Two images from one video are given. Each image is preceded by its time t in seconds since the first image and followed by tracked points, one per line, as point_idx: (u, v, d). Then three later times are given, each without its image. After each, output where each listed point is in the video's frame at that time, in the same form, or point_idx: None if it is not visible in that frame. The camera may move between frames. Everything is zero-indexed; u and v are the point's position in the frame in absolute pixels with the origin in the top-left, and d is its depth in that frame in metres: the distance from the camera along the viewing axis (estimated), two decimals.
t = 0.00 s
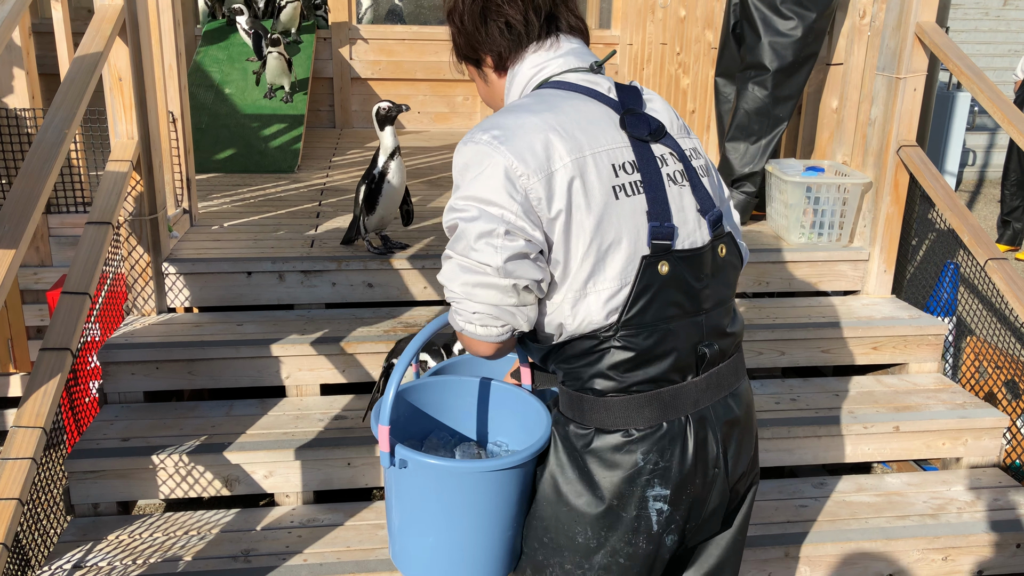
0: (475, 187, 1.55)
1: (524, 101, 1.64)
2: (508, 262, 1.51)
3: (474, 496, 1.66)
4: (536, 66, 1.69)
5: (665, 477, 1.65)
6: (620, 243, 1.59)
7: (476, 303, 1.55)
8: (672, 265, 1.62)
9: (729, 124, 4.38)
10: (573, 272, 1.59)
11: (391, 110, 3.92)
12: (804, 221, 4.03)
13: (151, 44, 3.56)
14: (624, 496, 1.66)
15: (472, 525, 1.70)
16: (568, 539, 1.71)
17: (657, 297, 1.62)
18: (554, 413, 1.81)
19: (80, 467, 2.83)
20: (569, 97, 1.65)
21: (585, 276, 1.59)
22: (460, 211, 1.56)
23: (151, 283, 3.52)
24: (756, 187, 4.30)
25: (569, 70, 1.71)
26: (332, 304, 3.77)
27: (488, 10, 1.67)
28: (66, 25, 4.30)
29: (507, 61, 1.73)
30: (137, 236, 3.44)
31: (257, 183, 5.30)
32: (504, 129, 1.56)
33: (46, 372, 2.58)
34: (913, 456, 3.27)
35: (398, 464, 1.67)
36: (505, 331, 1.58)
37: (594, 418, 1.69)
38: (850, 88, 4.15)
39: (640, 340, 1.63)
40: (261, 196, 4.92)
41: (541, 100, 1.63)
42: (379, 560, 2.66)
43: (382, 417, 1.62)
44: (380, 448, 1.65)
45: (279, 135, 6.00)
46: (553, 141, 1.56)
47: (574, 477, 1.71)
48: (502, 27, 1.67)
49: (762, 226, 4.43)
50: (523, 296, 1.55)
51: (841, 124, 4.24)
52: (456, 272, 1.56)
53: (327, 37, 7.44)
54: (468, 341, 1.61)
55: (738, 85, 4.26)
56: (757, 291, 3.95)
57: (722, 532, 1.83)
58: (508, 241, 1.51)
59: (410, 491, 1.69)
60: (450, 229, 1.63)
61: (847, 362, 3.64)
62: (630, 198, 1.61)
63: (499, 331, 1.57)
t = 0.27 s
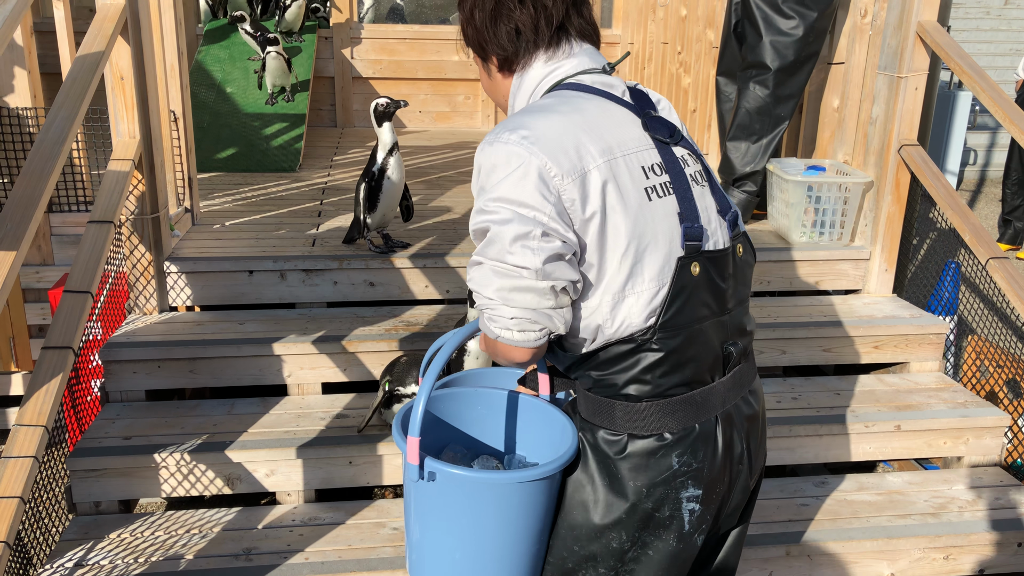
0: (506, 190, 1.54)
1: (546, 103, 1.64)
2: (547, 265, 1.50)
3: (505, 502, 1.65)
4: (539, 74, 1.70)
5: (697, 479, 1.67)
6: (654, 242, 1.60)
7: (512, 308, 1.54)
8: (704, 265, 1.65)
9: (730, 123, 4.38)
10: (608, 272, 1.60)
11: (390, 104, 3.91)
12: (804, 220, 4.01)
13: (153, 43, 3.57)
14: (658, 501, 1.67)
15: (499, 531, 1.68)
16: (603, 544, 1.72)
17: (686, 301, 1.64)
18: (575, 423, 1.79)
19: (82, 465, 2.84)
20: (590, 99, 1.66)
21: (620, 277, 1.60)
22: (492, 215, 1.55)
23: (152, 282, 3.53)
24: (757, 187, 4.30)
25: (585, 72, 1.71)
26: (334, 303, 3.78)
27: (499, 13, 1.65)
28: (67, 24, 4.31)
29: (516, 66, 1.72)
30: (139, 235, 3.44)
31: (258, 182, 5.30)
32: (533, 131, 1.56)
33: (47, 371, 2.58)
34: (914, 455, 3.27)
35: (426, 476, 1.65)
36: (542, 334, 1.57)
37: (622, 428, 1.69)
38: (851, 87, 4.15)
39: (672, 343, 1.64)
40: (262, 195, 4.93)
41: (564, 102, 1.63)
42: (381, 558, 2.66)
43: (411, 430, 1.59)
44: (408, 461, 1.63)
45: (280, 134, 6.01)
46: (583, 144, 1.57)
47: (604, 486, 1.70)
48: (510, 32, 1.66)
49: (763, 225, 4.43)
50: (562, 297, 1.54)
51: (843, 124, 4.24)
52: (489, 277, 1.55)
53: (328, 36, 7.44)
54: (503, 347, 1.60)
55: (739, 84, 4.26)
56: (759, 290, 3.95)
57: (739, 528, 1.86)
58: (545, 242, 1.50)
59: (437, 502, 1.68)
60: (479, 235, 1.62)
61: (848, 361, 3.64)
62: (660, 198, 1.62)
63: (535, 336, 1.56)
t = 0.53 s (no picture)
0: (560, 180, 1.53)
1: (592, 95, 1.63)
2: (604, 255, 1.49)
3: (534, 504, 1.62)
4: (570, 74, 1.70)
5: (727, 478, 1.73)
6: (702, 237, 1.62)
7: (565, 300, 1.53)
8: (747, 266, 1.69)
9: (732, 119, 4.39)
10: (659, 267, 1.62)
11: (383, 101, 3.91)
12: (806, 216, 4.01)
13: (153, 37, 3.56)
14: (692, 499, 1.72)
15: (525, 528, 1.66)
16: (635, 538, 1.77)
17: (726, 303, 1.67)
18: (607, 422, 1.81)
19: (82, 460, 2.84)
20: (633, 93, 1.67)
21: (670, 271, 1.61)
22: (544, 204, 1.53)
23: (153, 277, 3.53)
24: (758, 182, 4.29)
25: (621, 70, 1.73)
26: (335, 298, 3.78)
27: (532, 10, 1.64)
28: (68, 19, 4.30)
29: (547, 63, 1.72)
30: (139, 230, 3.44)
31: (259, 177, 5.30)
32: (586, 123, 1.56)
33: (48, 366, 2.58)
34: (915, 450, 3.27)
35: (460, 475, 1.62)
36: (591, 328, 1.55)
37: (656, 429, 1.71)
38: (853, 82, 4.14)
39: (715, 342, 1.67)
40: (263, 190, 4.92)
41: (611, 95, 1.64)
42: (382, 553, 2.66)
43: (450, 428, 1.53)
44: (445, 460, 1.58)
45: (281, 129, 6.00)
46: (633, 137, 1.58)
47: (641, 487, 1.72)
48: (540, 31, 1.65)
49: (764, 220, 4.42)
50: (614, 290, 1.54)
51: (844, 119, 4.23)
52: (540, 268, 1.53)
53: (329, 31, 7.43)
54: (550, 339, 1.58)
55: (740, 80, 4.27)
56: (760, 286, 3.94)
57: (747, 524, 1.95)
58: (602, 233, 1.50)
59: (469, 501, 1.65)
60: (526, 226, 1.59)
61: (849, 356, 3.64)
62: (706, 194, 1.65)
63: (586, 328, 1.55)
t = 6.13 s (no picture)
0: (446, 153, 1.32)
1: (490, 56, 1.44)
2: (509, 239, 1.28)
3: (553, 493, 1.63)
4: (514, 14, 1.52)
5: (692, 493, 1.56)
6: (644, 208, 1.41)
7: (463, 297, 1.29)
8: (662, 261, 1.44)
9: (777, 80, 4.31)
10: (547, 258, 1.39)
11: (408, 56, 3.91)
12: (851, 179, 3.95)
13: None
14: (651, 526, 1.52)
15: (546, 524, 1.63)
16: None
17: (638, 296, 1.44)
18: (517, 443, 1.61)
19: (135, 411, 2.88)
20: (533, 45, 1.47)
21: (588, 254, 1.40)
22: (424, 183, 1.32)
23: (198, 232, 3.53)
24: (802, 145, 4.24)
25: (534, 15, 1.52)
26: (376, 256, 3.78)
27: None
28: None
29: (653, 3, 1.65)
30: (183, 184, 3.45)
31: (294, 134, 5.28)
32: (455, 91, 1.37)
33: (105, 317, 2.59)
34: (960, 417, 3.26)
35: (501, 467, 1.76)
36: (503, 335, 1.32)
37: (563, 447, 1.51)
38: (902, 44, 4.02)
39: (599, 347, 1.44)
40: (298, 147, 4.91)
41: (512, 54, 1.44)
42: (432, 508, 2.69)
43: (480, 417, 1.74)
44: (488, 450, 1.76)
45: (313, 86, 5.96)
46: (507, 95, 1.37)
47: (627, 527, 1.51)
48: None
49: (806, 185, 4.37)
50: (519, 284, 1.31)
51: (891, 82, 4.13)
52: (430, 262, 1.30)
53: None
54: (447, 360, 1.34)
55: (787, 40, 4.18)
56: (802, 251, 3.91)
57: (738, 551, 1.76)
58: (499, 210, 1.29)
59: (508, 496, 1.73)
60: (402, 217, 1.37)
61: (893, 322, 3.61)
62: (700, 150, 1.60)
63: (500, 333, 1.31)
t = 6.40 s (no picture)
0: (514, 152, 1.29)
1: (560, 55, 1.41)
2: (578, 245, 1.25)
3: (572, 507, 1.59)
4: (577, 13, 1.48)
5: (740, 515, 1.52)
6: (712, 219, 1.39)
7: (526, 304, 1.25)
8: (719, 273, 1.41)
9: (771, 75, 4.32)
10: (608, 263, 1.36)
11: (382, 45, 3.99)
12: (846, 174, 3.98)
13: None
14: (693, 546, 1.48)
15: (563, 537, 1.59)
16: None
17: (699, 308, 1.41)
18: (558, 453, 1.58)
19: (131, 407, 2.88)
20: (604, 46, 1.45)
21: (651, 263, 1.39)
22: (490, 182, 1.29)
23: (193, 228, 3.52)
24: (797, 141, 4.23)
25: (599, 16, 1.49)
26: (372, 252, 3.78)
27: None
28: None
29: None
30: (178, 182, 3.43)
31: (288, 131, 5.27)
32: (525, 91, 1.34)
33: (101, 313, 2.59)
34: (954, 411, 3.27)
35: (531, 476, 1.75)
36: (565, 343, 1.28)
37: (610, 460, 1.48)
38: (897, 39, 4.04)
39: (654, 359, 1.41)
40: (293, 144, 4.90)
41: (581, 54, 1.41)
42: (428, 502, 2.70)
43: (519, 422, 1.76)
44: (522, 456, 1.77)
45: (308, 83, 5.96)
46: (580, 97, 1.34)
47: (671, 544, 1.47)
48: None
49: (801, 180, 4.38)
50: (585, 290, 1.28)
51: (886, 77, 4.15)
52: (494, 262, 1.26)
53: None
54: (502, 365, 1.29)
55: (782, 36, 4.18)
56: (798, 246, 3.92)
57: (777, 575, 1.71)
58: (568, 213, 1.26)
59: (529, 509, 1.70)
60: (462, 215, 1.33)
61: (888, 317, 3.62)
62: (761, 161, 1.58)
63: (561, 343, 1.27)
